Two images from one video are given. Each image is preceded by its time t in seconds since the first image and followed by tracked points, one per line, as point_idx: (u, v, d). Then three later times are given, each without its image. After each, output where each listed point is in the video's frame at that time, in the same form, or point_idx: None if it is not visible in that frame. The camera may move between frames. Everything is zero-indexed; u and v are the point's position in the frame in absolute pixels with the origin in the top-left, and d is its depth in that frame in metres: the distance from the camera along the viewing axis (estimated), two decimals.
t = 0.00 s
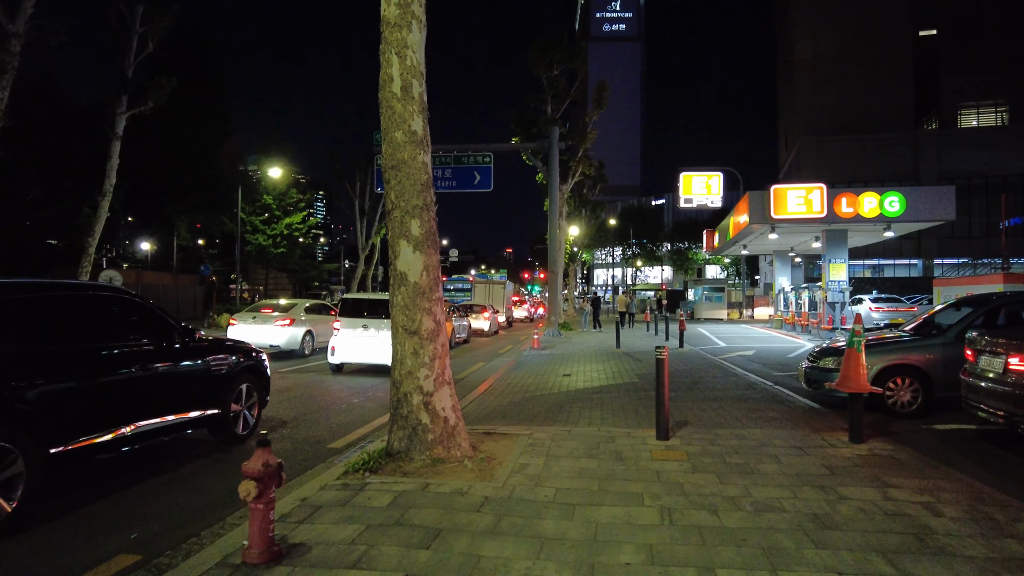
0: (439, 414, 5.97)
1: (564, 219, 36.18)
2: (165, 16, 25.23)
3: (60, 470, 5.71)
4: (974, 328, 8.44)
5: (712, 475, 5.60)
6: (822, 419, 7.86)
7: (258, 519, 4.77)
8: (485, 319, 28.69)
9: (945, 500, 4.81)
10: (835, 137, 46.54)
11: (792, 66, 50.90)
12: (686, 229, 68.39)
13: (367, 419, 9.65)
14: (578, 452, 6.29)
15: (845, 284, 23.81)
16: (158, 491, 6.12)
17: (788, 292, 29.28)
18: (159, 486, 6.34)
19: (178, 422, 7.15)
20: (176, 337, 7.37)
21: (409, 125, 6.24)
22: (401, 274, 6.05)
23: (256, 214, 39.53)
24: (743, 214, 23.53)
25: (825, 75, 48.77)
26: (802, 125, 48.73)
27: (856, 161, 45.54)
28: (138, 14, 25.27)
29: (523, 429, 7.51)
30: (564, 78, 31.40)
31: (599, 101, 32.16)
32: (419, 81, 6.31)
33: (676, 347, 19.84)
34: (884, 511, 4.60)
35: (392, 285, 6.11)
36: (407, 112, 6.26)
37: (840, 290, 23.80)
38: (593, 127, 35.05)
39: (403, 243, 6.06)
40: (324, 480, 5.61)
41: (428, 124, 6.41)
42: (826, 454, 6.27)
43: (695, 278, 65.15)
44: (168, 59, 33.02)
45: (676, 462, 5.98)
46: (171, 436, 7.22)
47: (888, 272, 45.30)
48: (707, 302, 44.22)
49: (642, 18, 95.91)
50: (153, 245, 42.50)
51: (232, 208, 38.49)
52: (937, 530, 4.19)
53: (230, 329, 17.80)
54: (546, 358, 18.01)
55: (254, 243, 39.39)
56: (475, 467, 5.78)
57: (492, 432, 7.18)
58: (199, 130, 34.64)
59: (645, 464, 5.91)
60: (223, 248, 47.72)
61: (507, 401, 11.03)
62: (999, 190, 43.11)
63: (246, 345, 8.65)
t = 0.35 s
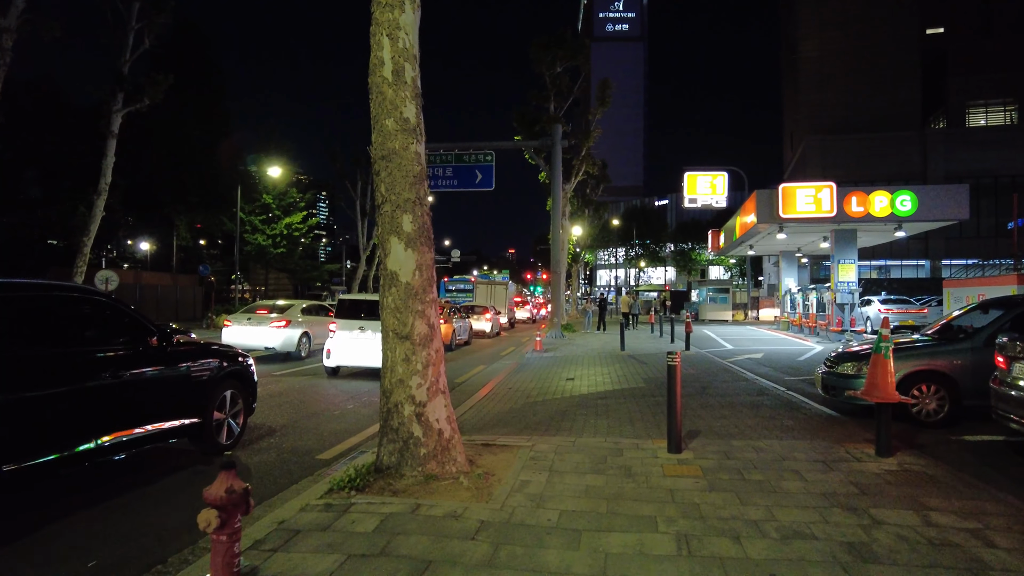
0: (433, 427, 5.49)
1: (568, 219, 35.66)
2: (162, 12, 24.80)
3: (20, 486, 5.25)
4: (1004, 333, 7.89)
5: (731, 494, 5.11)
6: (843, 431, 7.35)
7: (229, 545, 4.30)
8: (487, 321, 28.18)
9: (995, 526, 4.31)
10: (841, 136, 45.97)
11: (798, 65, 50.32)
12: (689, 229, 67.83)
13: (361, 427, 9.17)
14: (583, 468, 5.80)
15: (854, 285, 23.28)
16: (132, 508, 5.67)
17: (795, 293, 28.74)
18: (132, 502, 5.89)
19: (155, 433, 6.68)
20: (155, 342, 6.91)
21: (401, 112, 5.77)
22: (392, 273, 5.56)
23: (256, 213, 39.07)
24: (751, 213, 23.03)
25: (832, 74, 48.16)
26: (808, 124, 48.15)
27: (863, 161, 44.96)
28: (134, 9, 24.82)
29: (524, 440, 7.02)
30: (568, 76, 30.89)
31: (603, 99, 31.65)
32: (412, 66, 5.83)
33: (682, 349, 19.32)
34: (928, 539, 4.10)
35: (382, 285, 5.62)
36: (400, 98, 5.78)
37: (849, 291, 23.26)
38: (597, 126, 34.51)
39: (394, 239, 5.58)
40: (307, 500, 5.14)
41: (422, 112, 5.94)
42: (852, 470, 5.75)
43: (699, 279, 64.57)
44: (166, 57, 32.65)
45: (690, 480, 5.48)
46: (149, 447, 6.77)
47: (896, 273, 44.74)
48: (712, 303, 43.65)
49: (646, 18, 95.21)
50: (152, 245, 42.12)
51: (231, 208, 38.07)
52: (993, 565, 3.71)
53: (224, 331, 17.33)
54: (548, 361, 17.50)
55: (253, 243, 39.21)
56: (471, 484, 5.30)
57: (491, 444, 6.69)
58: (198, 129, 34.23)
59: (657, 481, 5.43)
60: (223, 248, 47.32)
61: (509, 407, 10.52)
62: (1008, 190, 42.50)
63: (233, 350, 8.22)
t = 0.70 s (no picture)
0: (419, 434, 5.05)
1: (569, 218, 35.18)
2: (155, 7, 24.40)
3: None
4: None
5: (744, 509, 4.66)
6: (862, 437, 6.88)
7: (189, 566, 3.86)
8: (487, 321, 27.74)
9: None
10: (846, 134, 45.47)
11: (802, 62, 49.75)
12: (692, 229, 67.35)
13: (350, 432, 8.72)
14: (582, 478, 5.36)
15: (862, 283, 22.82)
16: (95, 523, 5.24)
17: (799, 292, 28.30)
18: (97, 515, 5.47)
19: (125, 440, 6.24)
20: (125, 342, 6.44)
21: (385, 93, 5.32)
22: (374, 267, 5.12)
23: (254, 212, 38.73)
24: (756, 211, 22.55)
25: (836, 70, 47.55)
26: (813, 122, 47.62)
27: (867, 159, 44.47)
28: (127, 5, 24.44)
29: (520, 447, 6.58)
30: (569, 72, 30.41)
31: (604, 96, 31.16)
32: (397, 42, 5.39)
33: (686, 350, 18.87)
34: (969, 565, 3.64)
35: (366, 280, 5.17)
36: (383, 77, 5.33)
37: (856, 289, 22.80)
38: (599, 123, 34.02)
39: (376, 230, 5.14)
40: (281, 516, 4.70)
41: (408, 92, 5.49)
42: (875, 482, 5.28)
43: (701, 278, 64.11)
44: (163, 54, 32.28)
45: (700, 492, 5.02)
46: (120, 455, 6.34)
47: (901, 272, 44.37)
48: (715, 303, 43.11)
49: (648, 16, 94.44)
50: (150, 245, 41.75)
51: (229, 207, 37.68)
52: None
53: (216, 331, 16.90)
54: (549, 362, 17.08)
55: (251, 242, 38.92)
56: (459, 498, 4.85)
57: (484, 452, 6.25)
58: (195, 127, 33.86)
59: (662, 495, 4.98)
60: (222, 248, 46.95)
61: (507, 410, 10.08)
62: (1015, 188, 41.97)
63: (214, 352, 7.81)
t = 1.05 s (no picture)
0: (404, 447, 4.61)
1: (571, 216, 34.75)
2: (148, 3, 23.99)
3: None
4: None
5: (761, 530, 4.24)
6: (880, 447, 6.43)
7: None
8: (487, 321, 27.31)
9: None
10: (850, 131, 44.95)
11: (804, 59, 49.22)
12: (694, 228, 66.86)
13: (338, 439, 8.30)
14: (581, 495, 4.93)
15: (869, 282, 22.33)
16: (56, 540, 4.83)
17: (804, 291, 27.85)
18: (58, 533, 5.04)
19: (94, 451, 5.79)
20: (83, 347, 5.87)
21: (367, 76, 4.89)
22: (355, 265, 4.68)
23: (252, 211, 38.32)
24: (760, 209, 22.08)
25: (840, 67, 47.00)
26: (816, 120, 47.11)
27: (872, 157, 43.97)
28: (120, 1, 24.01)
29: (516, 458, 6.13)
30: (570, 68, 29.93)
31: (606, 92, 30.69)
32: (380, 20, 4.95)
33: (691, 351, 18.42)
34: None
35: (346, 279, 4.73)
36: (366, 59, 4.90)
37: (864, 288, 22.32)
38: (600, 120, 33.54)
39: (357, 225, 4.71)
40: (252, 539, 4.28)
41: (393, 76, 5.05)
42: (902, 498, 4.80)
43: (704, 278, 63.71)
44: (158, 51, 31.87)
45: (712, 511, 4.58)
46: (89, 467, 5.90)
47: (906, 271, 43.95)
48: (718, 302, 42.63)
49: (649, 14, 93.87)
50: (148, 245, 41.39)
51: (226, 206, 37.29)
52: None
53: (208, 332, 16.49)
54: (549, 363, 16.65)
55: (249, 242, 38.55)
56: (447, 518, 4.42)
57: (476, 464, 5.80)
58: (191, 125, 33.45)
59: (670, 514, 4.56)
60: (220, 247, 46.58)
61: (506, 415, 9.63)
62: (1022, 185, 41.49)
63: (192, 355, 7.37)
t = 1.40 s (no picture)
0: (390, 460, 4.15)
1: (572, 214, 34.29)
2: None
3: None
4: None
5: (789, 555, 3.78)
6: (908, 456, 5.96)
7: None
8: (487, 320, 26.83)
9: None
10: (855, 129, 44.42)
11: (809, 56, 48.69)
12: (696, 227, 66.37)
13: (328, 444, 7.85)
14: (587, 513, 4.46)
15: (877, 281, 21.81)
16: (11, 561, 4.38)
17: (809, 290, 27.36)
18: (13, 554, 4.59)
19: (60, 461, 5.31)
20: (49, 346, 5.37)
21: (350, 48, 4.41)
22: (336, 257, 4.22)
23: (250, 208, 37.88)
24: (766, 205, 21.56)
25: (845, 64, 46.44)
26: (821, 117, 46.59)
27: (877, 154, 43.45)
28: None
29: (515, 467, 5.67)
30: (571, 63, 29.43)
31: (608, 88, 30.19)
32: None
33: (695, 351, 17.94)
34: None
35: (326, 272, 4.26)
36: (350, 29, 4.41)
37: (872, 287, 21.78)
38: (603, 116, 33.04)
39: (338, 212, 4.25)
40: (218, 563, 3.82)
41: (380, 49, 4.58)
42: (942, 517, 4.34)
43: (706, 277, 63.27)
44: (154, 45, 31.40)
45: (733, 532, 4.11)
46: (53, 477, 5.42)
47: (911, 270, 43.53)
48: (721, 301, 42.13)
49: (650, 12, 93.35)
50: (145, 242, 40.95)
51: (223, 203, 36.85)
52: None
53: (200, 331, 16.06)
54: (550, 363, 16.20)
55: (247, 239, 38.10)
56: (438, 540, 3.96)
57: (472, 475, 5.34)
58: (188, 120, 32.99)
59: (685, 534, 4.10)
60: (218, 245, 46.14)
61: (505, 418, 9.18)
62: None
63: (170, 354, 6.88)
